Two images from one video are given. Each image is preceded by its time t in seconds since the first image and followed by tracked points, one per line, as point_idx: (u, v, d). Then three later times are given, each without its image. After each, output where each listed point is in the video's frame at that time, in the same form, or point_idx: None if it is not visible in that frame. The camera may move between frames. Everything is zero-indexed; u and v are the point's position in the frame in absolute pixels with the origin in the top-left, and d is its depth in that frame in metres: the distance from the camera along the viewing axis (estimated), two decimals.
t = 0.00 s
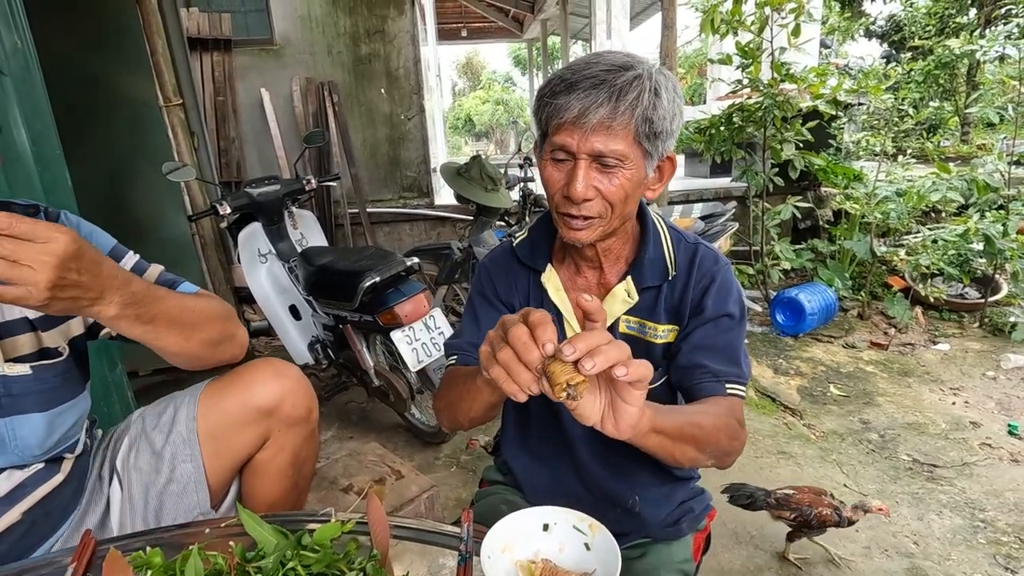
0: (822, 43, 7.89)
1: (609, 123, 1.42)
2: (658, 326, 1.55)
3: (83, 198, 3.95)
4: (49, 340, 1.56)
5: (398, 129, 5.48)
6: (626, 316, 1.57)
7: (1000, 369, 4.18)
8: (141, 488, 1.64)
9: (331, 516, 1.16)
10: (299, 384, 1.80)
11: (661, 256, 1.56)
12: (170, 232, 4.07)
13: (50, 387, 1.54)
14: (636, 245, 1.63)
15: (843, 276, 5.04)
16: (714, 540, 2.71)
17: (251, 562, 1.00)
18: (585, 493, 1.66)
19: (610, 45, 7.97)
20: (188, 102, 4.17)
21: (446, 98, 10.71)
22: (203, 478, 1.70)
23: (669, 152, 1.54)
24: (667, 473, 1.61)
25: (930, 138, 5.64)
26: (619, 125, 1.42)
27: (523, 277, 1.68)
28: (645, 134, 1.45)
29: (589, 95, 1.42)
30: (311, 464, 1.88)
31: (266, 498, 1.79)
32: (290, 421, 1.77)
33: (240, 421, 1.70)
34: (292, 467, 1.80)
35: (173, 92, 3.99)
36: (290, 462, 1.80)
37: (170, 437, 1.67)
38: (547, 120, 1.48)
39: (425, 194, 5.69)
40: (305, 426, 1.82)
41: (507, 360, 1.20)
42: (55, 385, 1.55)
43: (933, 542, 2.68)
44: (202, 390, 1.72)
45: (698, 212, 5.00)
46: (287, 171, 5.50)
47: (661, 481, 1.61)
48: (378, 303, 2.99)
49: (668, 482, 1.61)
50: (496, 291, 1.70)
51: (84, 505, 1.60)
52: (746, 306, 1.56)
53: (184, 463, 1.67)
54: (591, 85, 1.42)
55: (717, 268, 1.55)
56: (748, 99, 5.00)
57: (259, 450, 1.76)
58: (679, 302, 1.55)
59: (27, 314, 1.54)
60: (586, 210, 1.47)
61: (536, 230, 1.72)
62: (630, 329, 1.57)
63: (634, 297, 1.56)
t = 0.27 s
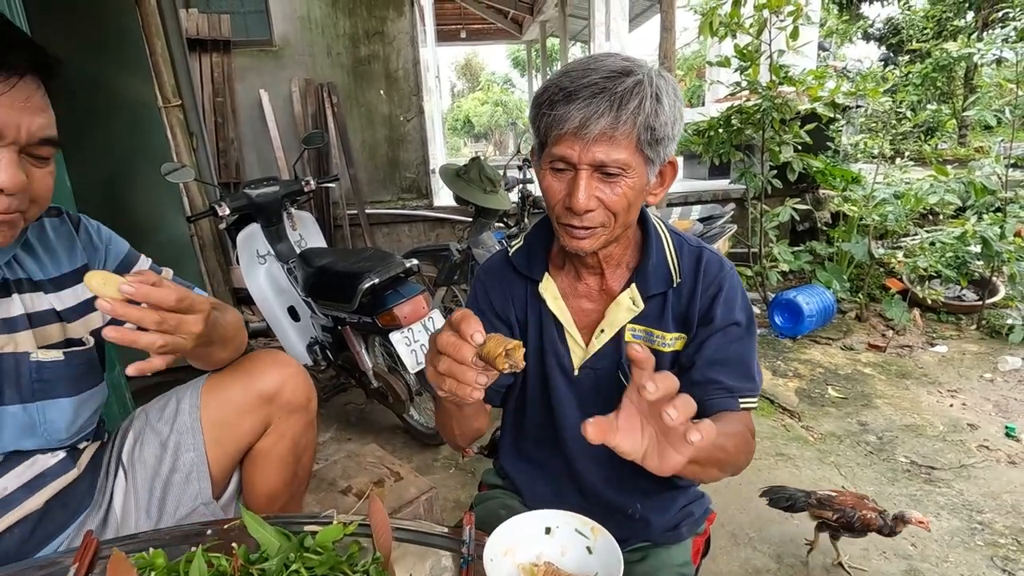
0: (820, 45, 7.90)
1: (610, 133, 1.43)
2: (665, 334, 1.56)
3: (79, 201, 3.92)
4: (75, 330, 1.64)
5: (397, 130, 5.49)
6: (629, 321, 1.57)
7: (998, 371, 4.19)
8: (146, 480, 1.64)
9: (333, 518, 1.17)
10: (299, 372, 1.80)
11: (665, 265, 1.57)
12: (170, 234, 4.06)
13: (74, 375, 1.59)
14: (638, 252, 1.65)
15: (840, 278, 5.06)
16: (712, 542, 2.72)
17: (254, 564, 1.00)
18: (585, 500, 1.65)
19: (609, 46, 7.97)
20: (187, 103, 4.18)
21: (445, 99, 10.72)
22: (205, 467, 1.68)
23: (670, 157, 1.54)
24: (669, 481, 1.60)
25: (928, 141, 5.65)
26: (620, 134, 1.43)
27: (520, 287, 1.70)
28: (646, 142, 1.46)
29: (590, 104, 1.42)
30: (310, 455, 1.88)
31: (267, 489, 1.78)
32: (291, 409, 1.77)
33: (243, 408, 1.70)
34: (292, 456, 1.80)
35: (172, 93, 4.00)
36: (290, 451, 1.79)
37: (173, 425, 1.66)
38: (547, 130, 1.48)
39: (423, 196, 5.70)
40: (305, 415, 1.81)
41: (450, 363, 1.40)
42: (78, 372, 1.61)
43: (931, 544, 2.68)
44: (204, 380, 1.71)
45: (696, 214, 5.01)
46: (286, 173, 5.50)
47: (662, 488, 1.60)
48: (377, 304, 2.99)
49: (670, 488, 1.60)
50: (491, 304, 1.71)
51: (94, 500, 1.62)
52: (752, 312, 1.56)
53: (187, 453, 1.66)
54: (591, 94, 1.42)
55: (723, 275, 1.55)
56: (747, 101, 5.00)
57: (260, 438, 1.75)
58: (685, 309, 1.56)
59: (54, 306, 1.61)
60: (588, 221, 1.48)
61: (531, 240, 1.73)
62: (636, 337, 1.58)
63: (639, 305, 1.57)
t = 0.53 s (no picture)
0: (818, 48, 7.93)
1: (616, 142, 1.43)
2: (668, 350, 1.57)
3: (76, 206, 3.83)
4: (88, 331, 1.65)
5: (396, 132, 5.49)
6: (627, 333, 1.57)
7: (995, 374, 4.21)
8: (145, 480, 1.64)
9: (331, 520, 1.17)
10: (298, 375, 1.81)
11: (668, 282, 1.57)
12: (169, 234, 4.05)
13: (87, 373, 1.59)
14: (641, 263, 1.65)
15: (838, 281, 5.07)
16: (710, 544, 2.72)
17: (252, 567, 1.00)
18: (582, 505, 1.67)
19: (607, 48, 7.98)
20: (185, 103, 4.21)
21: (444, 101, 10.72)
22: (206, 471, 1.68)
23: (675, 170, 1.55)
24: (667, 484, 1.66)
25: (925, 143, 5.67)
26: (625, 144, 1.43)
27: (516, 296, 1.69)
28: (651, 152, 1.47)
29: (596, 112, 1.42)
30: (309, 457, 1.88)
31: (268, 490, 1.79)
32: (291, 410, 1.78)
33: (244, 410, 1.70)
34: (292, 458, 1.80)
35: (170, 94, 4.01)
36: (290, 453, 1.80)
37: (174, 428, 1.67)
38: (550, 136, 1.48)
39: (422, 198, 5.70)
40: (304, 417, 1.82)
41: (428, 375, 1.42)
42: (92, 369, 1.61)
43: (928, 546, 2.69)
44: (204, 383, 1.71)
45: (694, 216, 5.01)
46: (285, 174, 5.50)
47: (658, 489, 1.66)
48: (375, 306, 2.98)
49: (667, 490, 1.67)
50: (484, 310, 1.71)
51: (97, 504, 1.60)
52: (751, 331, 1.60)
53: (188, 455, 1.65)
54: (598, 102, 1.43)
55: (727, 294, 1.56)
56: (745, 103, 5.01)
57: (260, 441, 1.75)
58: (689, 326, 1.58)
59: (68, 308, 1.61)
60: (589, 231, 1.48)
61: (530, 246, 1.72)
62: (637, 352, 1.58)
63: (642, 320, 1.56)
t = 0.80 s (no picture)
0: (817, 50, 7.94)
1: (638, 132, 1.44)
2: (668, 363, 1.55)
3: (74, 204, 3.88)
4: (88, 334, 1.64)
5: (395, 133, 5.50)
6: (627, 343, 1.56)
7: (992, 376, 4.21)
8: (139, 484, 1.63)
9: (329, 523, 1.17)
10: (294, 377, 1.80)
11: (674, 294, 1.56)
12: (167, 235, 4.06)
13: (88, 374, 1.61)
14: (649, 273, 1.65)
15: (836, 282, 5.08)
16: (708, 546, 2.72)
17: (249, 570, 1.00)
18: (577, 511, 1.68)
19: (607, 49, 7.98)
20: (184, 105, 4.21)
21: (443, 102, 10.72)
22: (201, 473, 1.67)
23: (692, 170, 1.56)
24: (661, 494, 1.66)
25: (923, 146, 5.68)
26: (647, 135, 1.44)
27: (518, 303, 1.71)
28: (671, 148, 1.48)
29: (620, 103, 1.44)
30: (306, 460, 1.87)
31: (263, 493, 1.77)
32: (286, 413, 1.76)
33: (239, 413, 1.69)
34: (288, 461, 1.79)
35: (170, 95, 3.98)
36: (285, 457, 1.79)
37: (168, 432, 1.66)
38: (571, 126, 1.49)
39: (421, 199, 5.71)
40: (299, 420, 1.81)
41: (477, 294, 1.42)
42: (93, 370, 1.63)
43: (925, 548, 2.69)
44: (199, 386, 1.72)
45: (693, 218, 5.02)
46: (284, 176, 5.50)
47: (653, 497, 1.66)
48: (374, 307, 2.98)
49: (661, 498, 1.67)
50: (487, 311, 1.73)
51: (93, 505, 1.61)
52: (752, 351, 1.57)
53: (181, 459, 1.65)
54: (623, 93, 1.44)
55: (732, 310, 1.54)
56: (743, 105, 5.02)
57: (255, 443, 1.75)
58: (691, 340, 1.56)
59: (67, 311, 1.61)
60: (604, 223, 1.47)
61: (534, 249, 1.74)
62: (637, 362, 1.57)
63: (645, 332, 1.55)
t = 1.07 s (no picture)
0: (815, 52, 7.96)
1: (619, 121, 1.44)
2: (669, 373, 1.56)
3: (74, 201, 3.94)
4: (88, 336, 1.62)
5: (393, 134, 5.50)
6: (629, 352, 1.56)
7: (988, 377, 4.23)
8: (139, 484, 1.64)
9: (326, 524, 1.18)
10: (292, 377, 1.80)
11: (678, 304, 1.55)
12: (164, 234, 4.06)
13: (88, 375, 1.61)
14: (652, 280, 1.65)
15: (834, 284, 5.10)
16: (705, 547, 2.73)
17: (246, 571, 1.00)
18: (574, 515, 1.69)
19: (605, 50, 8.00)
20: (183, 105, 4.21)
21: (442, 103, 10.74)
22: (200, 474, 1.69)
23: (686, 168, 1.53)
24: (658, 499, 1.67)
25: (921, 148, 5.70)
26: (629, 126, 1.44)
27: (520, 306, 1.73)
28: (659, 141, 1.46)
29: (604, 93, 1.45)
30: (304, 463, 1.87)
31: (261, 494, 1.78)
32: (284, 413, 1.77)
33: (239, 415, 1.71)
34: (286, 464, 1.79)
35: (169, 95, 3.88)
36: (283, 457, 1.79)
37: (167, 432, 1.68)
38: (558, 119, 1.52)
39: (420, 200, 5.71)
40: (298, 419, 1.81)
41: (524, 233, 1.51)
42: (94, 372, 1.63)
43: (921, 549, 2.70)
44: (199, 387, 1.73)
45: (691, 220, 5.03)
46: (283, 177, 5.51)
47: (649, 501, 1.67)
48: (372, 309, 2.98)
49: (658, 502, 1.67)
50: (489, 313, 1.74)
51: (93, 506, 1.60)
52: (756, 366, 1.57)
53: (180, 459, 1.66)
54: (607, 85, 1.46)
55: (737, 323, 1.54)
56: (741, 107, 5.03)
57: (254, 444, 1.75)
58: (694, 351, 1.56)
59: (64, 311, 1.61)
60: (586, 215, 1.47)
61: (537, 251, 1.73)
62: (638, 371, 1.57)
63: (646, 342, 1.56)
